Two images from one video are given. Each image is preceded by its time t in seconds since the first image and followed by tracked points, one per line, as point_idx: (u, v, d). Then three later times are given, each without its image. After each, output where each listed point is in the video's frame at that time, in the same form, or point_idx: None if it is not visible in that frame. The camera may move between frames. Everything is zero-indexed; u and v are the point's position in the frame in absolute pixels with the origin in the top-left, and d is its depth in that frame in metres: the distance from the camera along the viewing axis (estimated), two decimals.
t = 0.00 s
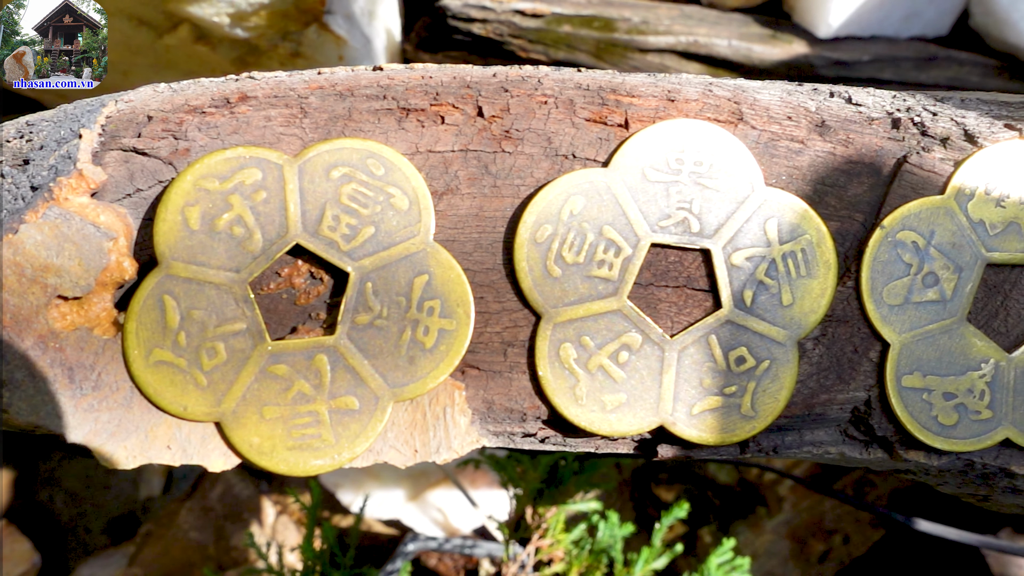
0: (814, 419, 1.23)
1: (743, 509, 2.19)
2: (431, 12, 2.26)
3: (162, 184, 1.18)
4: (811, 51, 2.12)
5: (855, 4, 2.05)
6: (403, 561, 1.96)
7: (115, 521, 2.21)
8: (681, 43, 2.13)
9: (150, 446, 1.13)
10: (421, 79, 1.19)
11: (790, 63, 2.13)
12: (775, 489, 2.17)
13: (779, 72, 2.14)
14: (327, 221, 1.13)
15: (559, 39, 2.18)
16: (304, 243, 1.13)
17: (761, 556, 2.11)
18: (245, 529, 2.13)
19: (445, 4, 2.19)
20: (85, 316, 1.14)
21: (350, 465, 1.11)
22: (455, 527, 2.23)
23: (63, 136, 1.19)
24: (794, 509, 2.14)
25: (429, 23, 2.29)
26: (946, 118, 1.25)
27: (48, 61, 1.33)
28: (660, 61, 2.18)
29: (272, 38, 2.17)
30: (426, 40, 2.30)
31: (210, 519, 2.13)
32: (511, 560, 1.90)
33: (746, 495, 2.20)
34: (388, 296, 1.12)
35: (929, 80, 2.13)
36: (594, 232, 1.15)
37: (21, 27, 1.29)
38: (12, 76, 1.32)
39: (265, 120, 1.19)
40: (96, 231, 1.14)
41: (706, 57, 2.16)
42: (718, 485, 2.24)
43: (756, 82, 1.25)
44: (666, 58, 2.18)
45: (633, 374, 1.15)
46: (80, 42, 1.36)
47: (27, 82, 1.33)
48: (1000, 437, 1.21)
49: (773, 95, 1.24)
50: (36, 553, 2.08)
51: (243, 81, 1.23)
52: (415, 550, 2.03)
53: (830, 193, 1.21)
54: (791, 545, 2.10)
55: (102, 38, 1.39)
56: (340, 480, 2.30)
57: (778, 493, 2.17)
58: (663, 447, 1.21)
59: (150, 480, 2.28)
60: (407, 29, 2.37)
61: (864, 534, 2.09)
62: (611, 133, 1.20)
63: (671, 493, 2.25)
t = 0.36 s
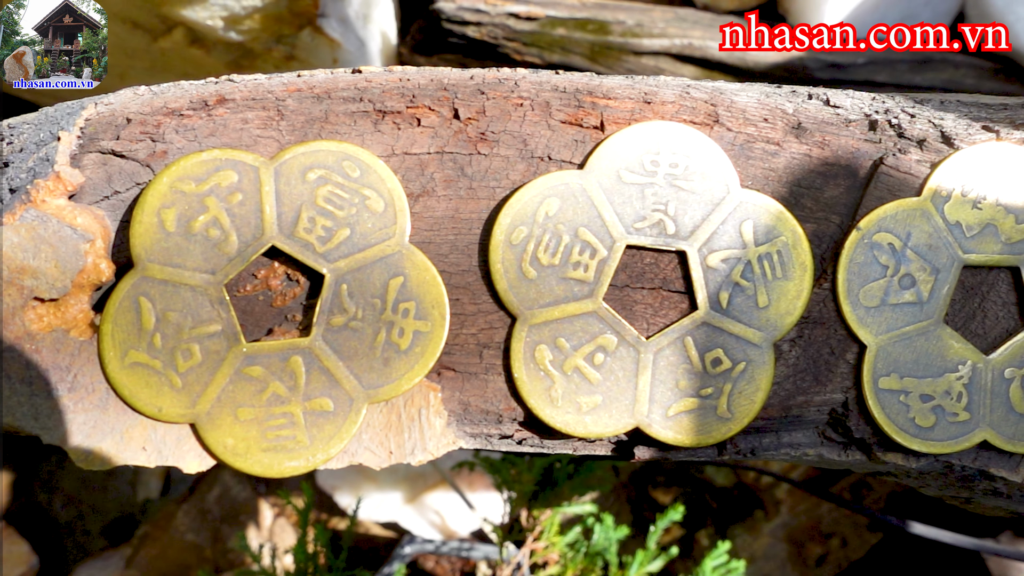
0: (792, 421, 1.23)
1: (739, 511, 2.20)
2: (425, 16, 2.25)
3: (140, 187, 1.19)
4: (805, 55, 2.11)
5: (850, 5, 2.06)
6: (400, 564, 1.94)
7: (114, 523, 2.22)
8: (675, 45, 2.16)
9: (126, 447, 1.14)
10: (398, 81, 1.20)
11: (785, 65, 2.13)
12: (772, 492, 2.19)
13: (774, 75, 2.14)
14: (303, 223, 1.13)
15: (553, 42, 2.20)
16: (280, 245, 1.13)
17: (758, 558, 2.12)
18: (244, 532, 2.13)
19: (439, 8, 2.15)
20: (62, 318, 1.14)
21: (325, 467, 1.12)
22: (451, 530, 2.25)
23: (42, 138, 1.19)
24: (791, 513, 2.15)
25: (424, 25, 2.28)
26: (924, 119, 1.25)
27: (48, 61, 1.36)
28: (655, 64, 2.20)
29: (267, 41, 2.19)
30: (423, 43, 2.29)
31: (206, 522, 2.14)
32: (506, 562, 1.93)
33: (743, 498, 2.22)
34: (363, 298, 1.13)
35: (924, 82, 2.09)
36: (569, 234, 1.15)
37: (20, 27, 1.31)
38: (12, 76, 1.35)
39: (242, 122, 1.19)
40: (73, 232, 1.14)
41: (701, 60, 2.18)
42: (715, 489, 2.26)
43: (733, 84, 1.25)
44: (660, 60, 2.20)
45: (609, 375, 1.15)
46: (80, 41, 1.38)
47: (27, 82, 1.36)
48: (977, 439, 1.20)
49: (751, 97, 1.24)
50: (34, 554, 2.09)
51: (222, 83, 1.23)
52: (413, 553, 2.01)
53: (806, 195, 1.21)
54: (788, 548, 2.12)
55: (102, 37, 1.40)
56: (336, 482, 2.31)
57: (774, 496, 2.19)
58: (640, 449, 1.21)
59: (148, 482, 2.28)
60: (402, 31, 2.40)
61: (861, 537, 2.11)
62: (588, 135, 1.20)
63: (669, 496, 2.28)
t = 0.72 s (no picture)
0: (769, 422, 1.23)
1: (737, 511, 2.19)
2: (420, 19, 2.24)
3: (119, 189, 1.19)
4: (804, 56, 2.12)
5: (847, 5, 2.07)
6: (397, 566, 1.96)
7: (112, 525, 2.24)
8: (669, 48, 2.16)
9: (102, 448, 1.14)
10: (375, 84, 1.20)
11: (779, 67, 2.14)
12: (770, 495, 2.18)
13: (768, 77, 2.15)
14: (279, 225, 1.14)
15: (548, 44, 2.19)
16: (256, 247, 1.13)
17: (755, 561, 2.11)
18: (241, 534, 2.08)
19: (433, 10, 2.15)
20: (40, 319, 1.14)
21: (300, 468, 1.12)
22: (449, 531, 2.23)
23: (21, 140, 1.20)
24: (788, 515, 2.14)
25: (419, 28, 2.26)
26: (901, 121, 1.25)
27: (48, 61, 1.37)
28: (650, 66, 2.20)
29: (261, 44, 2.19)
30: (418, 46, 2.26)
31: (205, 525, 2.11)
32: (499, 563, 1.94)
33: (739, 500, 2.21)
34: (339, 299, 1.13)
35: (919, 85, 2.11)
36: (545, 235, 1.15)
37: (21, 28, 1.32)
38: (12, 76, 1.36)
39: (219, 125, 1.20)
40: (50, 234, 1.14)
41: (696, 62, 2.18)
42: (713, 491, 2.24)
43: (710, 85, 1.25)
44: (655, 62, 2.20)
45: (584, 376, 1.16)
46: (80, 42, 1.39)
47: (27, 82, 1.37)
48: (954, 440, 1.20)
49: (728, 99, 1.24)
50: (32, 555, 2.12)
51: (202, 86, 1.24)
52: (409, 554, 2.02)
53: (782, 196, 1.21)
54: (786, 551, 2.10)
55: (102, 37, 1.41)
56: (335, 484, 2.30)
57: (773, 499, 2.17)
58: (616, 450, 1.21)
59: (146, 484, 2.31)
60: (399, 35, 2.34)
61: (859, 540, 2.09)
62: (564, 137, 1.20)
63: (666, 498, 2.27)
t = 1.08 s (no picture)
0: (743, 422, 1.23)
1: (732, 517, 2.21)
2: (413, 21, 2.25)
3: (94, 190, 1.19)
4: (795, 57, 2.12)
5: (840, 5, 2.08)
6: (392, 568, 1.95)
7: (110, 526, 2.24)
8: (662, 50, 2.17)
9: (74, 448, 1.15)
10: (350, 85, 1.20)
11: (772, 69, 2.14)
12: (765, 496, 2.22)
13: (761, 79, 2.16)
14: (252, 225, 1.14)
15: (540, 46, 2.21)
16: (229, 248, 1.14)
17: (750, 562, 2.11)
18: (236, 535, 2.11)
19: (427, 12, 2.16)
20: (14, 319, 1.14)
21: (272, 467, 1.12)
22: (445, 534, 2.23)
23: None
24: (785, 517, 2.16)
25: (412, 30, 2.28)
26: (875, 122, 1.25)
27: (48, 61, 1.41)
28: (643, 68, 2.20)
29: (254, 46, 2.17)
30: (412, 47, 2.28)
31: (199, 525, 2.12)
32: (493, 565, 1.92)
33: (733, 500, 2.24)
34: (311, 300, 1.13)
35: (911, 85, 2.11)
36: (517, 236, 1.16)
37: (21, 28, 1.36)
38: (13, 76, 1.39)
39: (194, 126, 1.21)
40: (24, 235, 1.14)
41: (688, 64, 2.18)
42: (709, 493, 2.26)
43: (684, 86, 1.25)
44: (648, 63, 2.20)
45: (557, 376, 1.16)
46: (80, 42, 1.43)
47: (27, 83, 1.40)
48: (927, 440, 1.20)
49: (702, 100, 1.24)
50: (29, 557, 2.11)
51: (179, 88, 1.24)
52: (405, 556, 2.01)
53: (755, 197, 1.22)
54: (781, 552, 2.11)
55: (102, 38, 1.46)
56: (330, 486, 2.31)
57: (768, 501, 2.22)
58: (590, 450, 1.21)
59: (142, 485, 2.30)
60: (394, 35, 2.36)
61: (855, 541, 2.08)
62: (536, 138, 1.21)
63: (662, 500, 2.28)
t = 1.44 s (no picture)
0: (712, 420, 1.23)
1: (726, 517, 2.22)
2: (403, 21, 2.22)
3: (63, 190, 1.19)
4: (783, 56, 2.13)
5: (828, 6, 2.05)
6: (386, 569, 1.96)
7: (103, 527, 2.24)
8: (653, 49, 2.17)
9: (41, 449, 1.14)
10: (319, 85, 1.21)
11: (762, 69, 2.15)
12: (759, 496, 2.18)
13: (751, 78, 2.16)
14: (220, 225, 1.15)
15: (530, 47, 2.20)
16: (196, 247, 1.14)
17: (744, 562, 2.13)
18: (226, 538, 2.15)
19: (416, 13, 2.15)
20: None
21: (238, 466, 1.13)
22: (439, 535, 2.23)
23: None
24: (777, 517, 2.15)
25: (402, 31, 2.25)
26: (844, 120, 1.25)
27: (48, 61, 1.41)
28: (633, 68, 2.20)
29: (242, 48, 2.17)
30: (402, 48, 2.25)
31: (190, 527, 2.15)
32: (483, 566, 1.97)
33: (727, 499, 2.25)
34: (278, 299, 1.14)
35: (902, 86, 2.13)
36: (485, 234, 1.16)
37: (21, 27, 1.36)
38: (12, 77, 1.40)
39: (163, 126, 1.21)
40: None
41: (678, 64, 2.18)
42: (702, 493, 2.28)
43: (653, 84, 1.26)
44: (639, 64, 2.20)
45: (524, 374, 1.16)
46: (80, 42, 1.42)
47: (26, 83, 1.41)
48: (896, 437, 1.21)
49: (672, 99, 1.25)
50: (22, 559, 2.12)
51: (150, 88, 1.24)
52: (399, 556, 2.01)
53: (723, 195, 1.22)
54: (775, 552, 2.12)
55: (103, 37, 1.44)
56: (324, 486, 2.33)
57: (761, 501, 2.18)
58: (560, 448, 1.21)
59: (137, 487, 2.31)
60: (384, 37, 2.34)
61: (848, 541, 2.11)
62: (504, 137, 1.21)
63: (655, 500, 2.31)
